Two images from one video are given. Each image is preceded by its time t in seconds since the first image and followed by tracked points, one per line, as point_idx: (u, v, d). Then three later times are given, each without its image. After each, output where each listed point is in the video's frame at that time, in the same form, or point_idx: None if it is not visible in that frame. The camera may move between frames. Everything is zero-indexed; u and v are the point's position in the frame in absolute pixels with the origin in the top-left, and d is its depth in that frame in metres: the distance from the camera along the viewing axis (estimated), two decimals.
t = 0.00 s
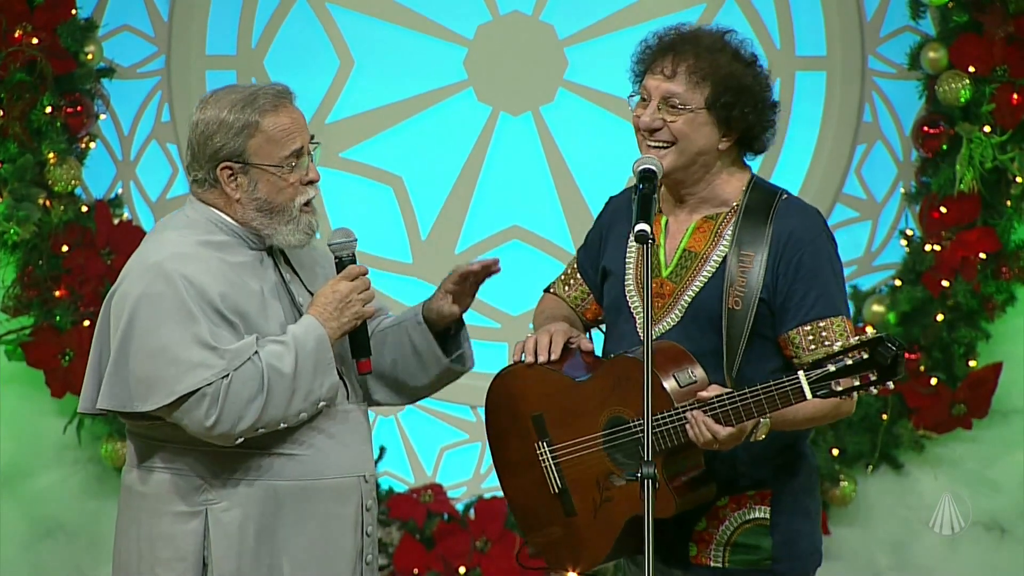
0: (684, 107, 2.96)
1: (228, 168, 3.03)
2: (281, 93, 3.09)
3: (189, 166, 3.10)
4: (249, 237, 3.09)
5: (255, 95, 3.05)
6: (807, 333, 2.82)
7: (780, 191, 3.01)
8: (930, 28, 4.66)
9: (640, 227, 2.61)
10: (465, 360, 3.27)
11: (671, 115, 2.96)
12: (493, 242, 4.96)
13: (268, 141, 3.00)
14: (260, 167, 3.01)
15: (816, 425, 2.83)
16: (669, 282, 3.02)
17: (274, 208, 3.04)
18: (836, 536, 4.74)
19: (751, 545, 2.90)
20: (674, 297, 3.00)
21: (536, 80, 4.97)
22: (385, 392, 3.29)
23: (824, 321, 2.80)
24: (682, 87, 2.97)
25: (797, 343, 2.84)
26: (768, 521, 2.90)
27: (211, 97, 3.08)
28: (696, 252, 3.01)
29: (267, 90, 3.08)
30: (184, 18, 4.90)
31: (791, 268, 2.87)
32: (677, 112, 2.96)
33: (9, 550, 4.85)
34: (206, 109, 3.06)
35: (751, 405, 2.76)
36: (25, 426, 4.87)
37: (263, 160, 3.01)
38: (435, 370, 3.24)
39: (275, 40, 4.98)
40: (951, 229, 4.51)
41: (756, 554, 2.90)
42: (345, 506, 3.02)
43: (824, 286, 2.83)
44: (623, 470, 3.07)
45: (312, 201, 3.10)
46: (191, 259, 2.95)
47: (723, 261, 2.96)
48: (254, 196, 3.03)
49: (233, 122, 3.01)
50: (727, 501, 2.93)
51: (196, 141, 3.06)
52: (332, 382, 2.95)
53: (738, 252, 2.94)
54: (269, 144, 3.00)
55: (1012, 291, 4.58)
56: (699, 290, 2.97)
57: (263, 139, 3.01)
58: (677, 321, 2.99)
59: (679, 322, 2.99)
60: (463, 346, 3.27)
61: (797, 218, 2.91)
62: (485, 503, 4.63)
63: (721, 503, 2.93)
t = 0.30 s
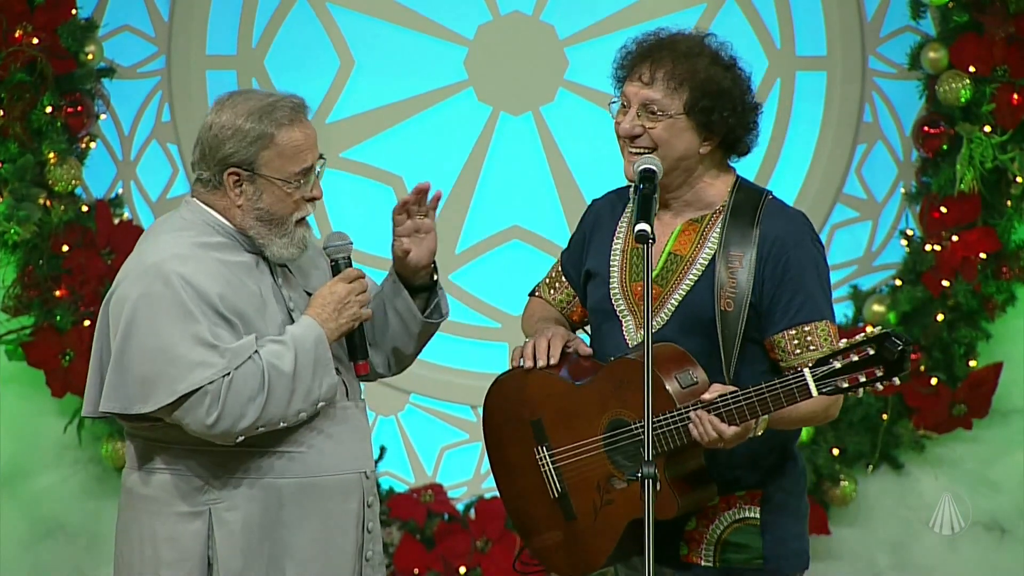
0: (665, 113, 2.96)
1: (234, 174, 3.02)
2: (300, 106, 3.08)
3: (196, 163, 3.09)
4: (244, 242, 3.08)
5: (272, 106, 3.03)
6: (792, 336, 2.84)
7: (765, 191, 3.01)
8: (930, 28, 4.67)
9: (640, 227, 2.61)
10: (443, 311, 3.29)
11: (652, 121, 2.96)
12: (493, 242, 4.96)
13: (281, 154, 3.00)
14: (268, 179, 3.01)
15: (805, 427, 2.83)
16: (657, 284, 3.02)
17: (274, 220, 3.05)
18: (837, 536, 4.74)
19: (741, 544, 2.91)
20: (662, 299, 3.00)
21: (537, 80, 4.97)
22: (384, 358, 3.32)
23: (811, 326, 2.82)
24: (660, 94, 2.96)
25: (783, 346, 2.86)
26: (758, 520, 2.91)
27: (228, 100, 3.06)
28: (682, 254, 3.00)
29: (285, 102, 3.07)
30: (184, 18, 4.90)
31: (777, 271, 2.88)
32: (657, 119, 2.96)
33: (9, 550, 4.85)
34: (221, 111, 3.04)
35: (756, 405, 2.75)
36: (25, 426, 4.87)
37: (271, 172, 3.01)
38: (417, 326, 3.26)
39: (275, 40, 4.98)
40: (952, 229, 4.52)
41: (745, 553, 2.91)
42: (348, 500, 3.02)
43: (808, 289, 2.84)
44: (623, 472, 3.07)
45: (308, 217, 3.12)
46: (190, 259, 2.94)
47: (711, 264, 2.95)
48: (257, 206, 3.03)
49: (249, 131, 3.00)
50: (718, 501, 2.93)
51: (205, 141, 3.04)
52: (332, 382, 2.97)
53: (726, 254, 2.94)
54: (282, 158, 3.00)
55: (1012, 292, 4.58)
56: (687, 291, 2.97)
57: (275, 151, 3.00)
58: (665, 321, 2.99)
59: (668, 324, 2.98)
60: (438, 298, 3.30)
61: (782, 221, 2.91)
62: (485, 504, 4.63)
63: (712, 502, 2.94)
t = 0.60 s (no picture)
0: (659, 112, 2.96)
1: (242, 181, 3.02)
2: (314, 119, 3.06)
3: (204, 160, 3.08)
4: (243, 246, 3.08)
5: (288, 117, 3.02)
6: (805, 327, 2.76)
7: (783, 186, 2.96)
8: (930, 28, 4.67)
9: (640, 226, 2.62)
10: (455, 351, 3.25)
11: (649, 121, 2.98)
12: (493, 242, 4.95)
13: (290, 166, 2.99)
14: (275, 189, 3.01)
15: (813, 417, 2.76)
16: (668, 269, 3.01)
17: (277, 230, 3.04)
18: (836, 536, 4.75)
19: (734, 540, 2.89)
20: (672, 285, 3.00)
21: (537, 81, 4.97)
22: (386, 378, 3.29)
23: (824, 317, 2.74)
24: (653, 91, 2.97)
25: (795, 337, 2.77)
26: (754, 518, 2.87)
27: (244, 107, 3.06)
28: (696, 241, 2.98)
29: (300, 114, 3.06)
30: (185, 18, 4.90)
31: (791, 262, 2.82)
32: (652, 119, 2.97)
33: (10, 550, 4.86)
34: (235, 117, 3.04)
35: (762, 378, 2.69)
36: (26, 426, 4.87)
37: (279, 183, 3.00)
38: (424, 360, 3.21)
39: (275, 41, 4.98)
40: (952, 229, 4.52)
41: (737, 548, 2.88)
42: (334, 507, 3.02)
43: (822, 282, 2.77)
44: (624, 449, 3.05)
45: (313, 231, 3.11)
46: (183, 263, 2.95)
47: (724, 250, 2.93)
48: (262, 215, 3.03)
49: (261, 140, 2.99)
50: (715, 493, 2.92)
51: (214, 144, 3.05)
52: (321, 397, 2.96)
53: (741, 239, 2.90)
54: (292, 170, 2.99)
55: (1013, 291, 4.58)
56: (697, 277, 2.95)
57: (284, 163, 2.99)
58: (672, 307, 2.98)
59: (676, 310, 2.98)
60: (452, 334, 3.26)
61: (799, 214, 2.86)
62: (485, 504, 4.62)
63: (710, 493, 2.92)
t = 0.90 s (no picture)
0: (663, 117, 2.98)
1: (226, 174, 3.02)
2: (296, 109, 3.07)
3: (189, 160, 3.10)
4: (231, 242, 3.08)
5: (268, 109, 3.04)
6: (821, 326, 2.72)
7: (801, 187, 2.93)
8: (930, 28, 4.67)
9: (641, 227, 2.62)
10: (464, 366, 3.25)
11: (655, 126, 2.99)
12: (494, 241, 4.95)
13: (273, 157, 3.00)
14: (259, 181, 3.01)
15: (832, 414, 2.73)
16: (684, 270, 3.00)
17: (264, 223, 3.04)
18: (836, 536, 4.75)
19: (745, 542, 2.86)
20: (687, 285, 2.98)
21: (537, 81, 4.97)
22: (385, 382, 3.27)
23: (840, 315, 2.70)
24: (657, 96, 2.99)
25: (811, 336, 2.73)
26: (765, 519, 2.84)
27: (226, 100, 3.08)
28: (712, 242, 2.97)
29: (281, 106, 3.07)
30: (185, 18, 4.90)
31: (807, 263, 2.79)
32: (658, 122, 2.99)
33: (10, 550, 4.86)
34: (217, 111, 3.06)
35: (764, 375, 2.68)
36: (26, 426, 4.88)
37: (262, 175, 3.00)
38: (434, 373, 3.19)
39: (275, 41, 4.98)
40: (952, 229, 4.52)
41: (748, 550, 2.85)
42: (321, 507, 2.99)
43: (838, 282, 2.73)
44: (632, 446, 3.03)
45: (302, 221, 3.10)
46: (165, 261, 2.96)
47: (739, 250, 2.91)
48: (246, 207, 3.03)
49: (241, 132, 3.01)
50: (727, 494, 2.89)
51: (201, 138, 3.06)
52: (306, 393, 2.93)
53: (757, 239, 2.87)
54: (274, 161, 3.00)
55: (1013, 291, 4.58)
56: (711, 278, 2.94)
57: (266, 154, 3.00)
58: (684, 309, 2.97)
59: (689, 311, 2.96)
60: (464, 350, 3.25)
61: (816, 213, 2.83)
62: (486, 504, 4.61)
63: (721, 495, 2.90)
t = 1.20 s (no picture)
0: (661, 121, 2.98)
1: (224, 168, 3.02)
2: (299, 113, 3.07)
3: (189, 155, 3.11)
4: (226, 243, 3.07)
5: (272, 109, 3.04)
6: (823, 325, 2.72)
7: (802, 187, 2.92)
8: (930, 28, 4.67)
9: (641, 227, 2.63)
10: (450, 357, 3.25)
11: (654, 129, 2.99)
12: (494, 242, 4.95)
13: (274, 158, 3.00)
14: (256, 177, 3.00)
15: (834, 413, 2.73)
16: (685, 272, 3.00)
17: (257, 221, 3.03)
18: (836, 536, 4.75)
19: (746, 544, 2.86)
20: (687, 287, 2.98)
21: (537, 81, 4.97)
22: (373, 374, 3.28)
23: (841, 315, 2.70)
24: (655, 100, 3.00)
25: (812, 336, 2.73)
26: (766, 521, 2.84)
27: (230, 98, 3.09)
28: (713, 244, 2.97)
29: (286, 108, 3.07)
30: (185, 18, 4.90)
31: (808, 264, 2.79)
32: (657, 126, 2.99)
33: (10, 550, 4.86)
34: (221, 108, 3.07)
35: (756, 379, 2.68)
36: (26, 426, 4.87)
37: (259, 171, 3.00)
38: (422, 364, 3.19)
39: (276, 41, 4.98)
40: (952, 229, 4.52)
41: (749, 552, 2.85)
42: (314, 508, 3.00)
43: (840, 282, 2.73)
44: (631, 449, 3.03)
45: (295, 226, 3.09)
46: (158, 261, 2.96)
47: (739, 253, 2.91)
48: (241, 203, 3.02)
49: (240, 127, 3.01)
50: (727, 496, 2.89)
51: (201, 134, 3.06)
52: (298, 394, 2.93)
53: (758, 242, 2.87)
54: (272, 158, 2.99)
55: (1013, 292, 4.58)
56: (711, 280, 2.94)
57: (265, 150, 3.00)
58: (685, 310, 2.97)
59: (689, 312, 2.96)
60: (452, 342, 3.25)
61: (816, 214, 2.83)
62: (486, 504, 4.62)
63: (722, 497, 2.90)
